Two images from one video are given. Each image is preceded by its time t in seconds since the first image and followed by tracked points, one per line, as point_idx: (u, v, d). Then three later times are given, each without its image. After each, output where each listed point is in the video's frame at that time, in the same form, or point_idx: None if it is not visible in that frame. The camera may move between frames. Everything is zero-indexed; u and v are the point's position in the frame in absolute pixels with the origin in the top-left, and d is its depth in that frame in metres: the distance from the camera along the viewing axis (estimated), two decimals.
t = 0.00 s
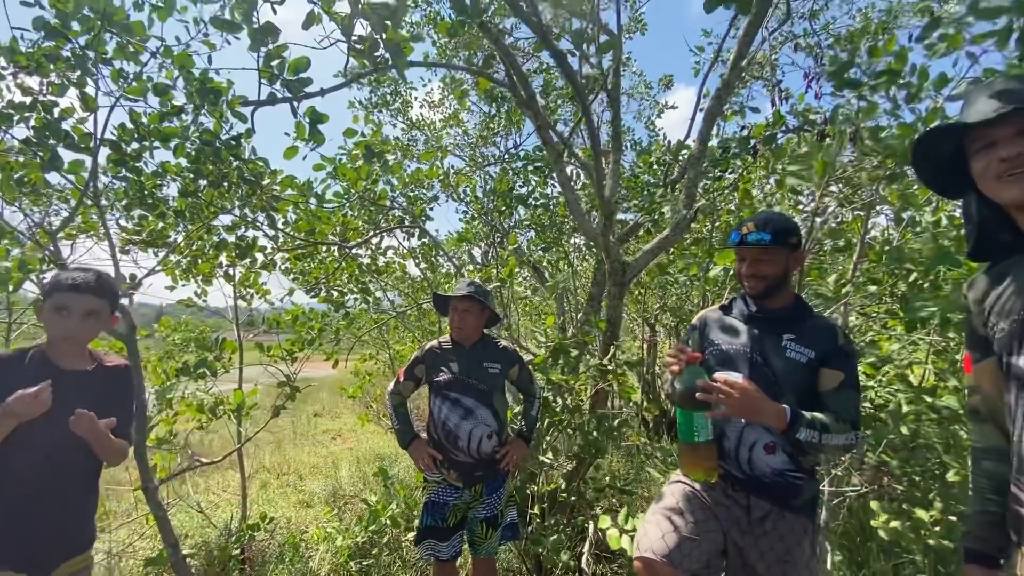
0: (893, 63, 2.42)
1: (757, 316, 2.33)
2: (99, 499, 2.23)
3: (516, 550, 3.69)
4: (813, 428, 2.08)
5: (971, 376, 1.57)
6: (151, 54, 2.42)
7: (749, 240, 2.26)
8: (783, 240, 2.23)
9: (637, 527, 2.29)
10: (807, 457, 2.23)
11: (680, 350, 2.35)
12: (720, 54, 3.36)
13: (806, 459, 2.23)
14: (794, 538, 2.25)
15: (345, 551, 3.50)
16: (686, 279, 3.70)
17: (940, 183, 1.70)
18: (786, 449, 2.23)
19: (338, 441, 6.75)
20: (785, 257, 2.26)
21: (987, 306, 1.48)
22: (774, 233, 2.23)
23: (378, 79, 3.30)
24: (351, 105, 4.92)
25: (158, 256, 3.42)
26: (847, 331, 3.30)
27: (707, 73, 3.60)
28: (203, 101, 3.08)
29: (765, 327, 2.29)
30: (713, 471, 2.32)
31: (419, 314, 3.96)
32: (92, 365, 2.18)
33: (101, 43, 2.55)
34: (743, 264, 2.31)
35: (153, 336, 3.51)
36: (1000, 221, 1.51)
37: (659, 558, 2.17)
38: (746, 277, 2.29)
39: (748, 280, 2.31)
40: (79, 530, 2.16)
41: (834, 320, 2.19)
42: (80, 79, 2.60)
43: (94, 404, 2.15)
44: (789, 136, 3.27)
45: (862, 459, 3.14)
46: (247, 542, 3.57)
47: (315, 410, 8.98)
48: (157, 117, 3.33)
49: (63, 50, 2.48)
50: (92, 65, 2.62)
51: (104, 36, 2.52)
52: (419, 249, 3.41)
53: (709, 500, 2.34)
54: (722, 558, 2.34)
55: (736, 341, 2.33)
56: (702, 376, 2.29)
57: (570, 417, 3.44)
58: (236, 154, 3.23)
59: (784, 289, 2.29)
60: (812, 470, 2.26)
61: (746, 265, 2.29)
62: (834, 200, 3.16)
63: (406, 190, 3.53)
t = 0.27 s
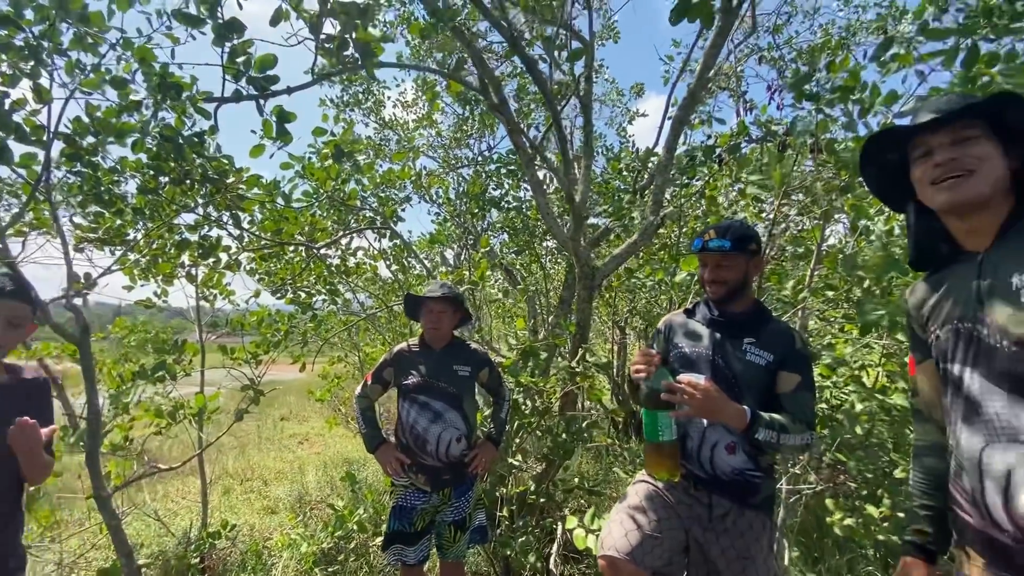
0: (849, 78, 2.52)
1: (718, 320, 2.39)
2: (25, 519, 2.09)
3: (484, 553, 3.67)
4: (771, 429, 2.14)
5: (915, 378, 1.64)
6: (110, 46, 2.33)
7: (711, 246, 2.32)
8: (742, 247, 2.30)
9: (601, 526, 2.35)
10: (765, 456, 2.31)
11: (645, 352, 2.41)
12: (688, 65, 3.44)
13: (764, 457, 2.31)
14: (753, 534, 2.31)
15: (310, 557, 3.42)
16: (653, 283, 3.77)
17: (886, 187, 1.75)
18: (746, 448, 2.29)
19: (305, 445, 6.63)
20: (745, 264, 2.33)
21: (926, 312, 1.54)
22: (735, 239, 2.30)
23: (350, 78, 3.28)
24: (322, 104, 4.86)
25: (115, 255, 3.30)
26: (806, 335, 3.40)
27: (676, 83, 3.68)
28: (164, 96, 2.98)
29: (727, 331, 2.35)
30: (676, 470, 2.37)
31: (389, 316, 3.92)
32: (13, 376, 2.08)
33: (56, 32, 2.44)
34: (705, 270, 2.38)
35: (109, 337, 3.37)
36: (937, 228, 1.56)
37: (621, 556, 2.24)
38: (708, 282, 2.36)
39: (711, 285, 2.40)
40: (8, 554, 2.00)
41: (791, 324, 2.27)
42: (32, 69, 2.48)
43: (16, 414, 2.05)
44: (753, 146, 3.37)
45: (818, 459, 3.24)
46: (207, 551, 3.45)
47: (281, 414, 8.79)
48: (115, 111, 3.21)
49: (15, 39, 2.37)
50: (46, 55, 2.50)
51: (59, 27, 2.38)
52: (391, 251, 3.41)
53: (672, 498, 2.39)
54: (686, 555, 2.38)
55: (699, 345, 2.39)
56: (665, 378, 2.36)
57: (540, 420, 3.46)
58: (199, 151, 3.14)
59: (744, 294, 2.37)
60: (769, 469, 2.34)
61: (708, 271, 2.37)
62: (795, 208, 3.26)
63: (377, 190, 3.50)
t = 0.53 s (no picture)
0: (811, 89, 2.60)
1: (685, 323, 2.44)
2: None
3: (455, 556, 3.65)
4: (734, 429, 2.19)
5: (855, 375, 1.56)
6: (68, 35, 2.22)
7: (680, 250, 2.37)
8: (711, 252, 2.36)
9: (572, 528, 2.40)
10: (729, 455, 2.36)
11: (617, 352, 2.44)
12: (660, 72, 3.49)
13: (727, 457, 2.36)
14: (716, 531, 2.36)
15: (276, 564, 3.34)
16: (625, 286, 3.82)
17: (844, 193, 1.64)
18: (711, 448, 2.34)
19: (273, 449, 6.49)
20: (713, 268, 2.39)
21: (877, 314, 1.47)
22: (701, 244, 2.36)
23: (323, 75, 3.23)
24: (295, 100, 4.78)
25: (72, 252, 3.16)
26: (771, 338, 3.49)
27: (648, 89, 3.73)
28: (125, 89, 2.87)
29: (694, 334, 2.40)
30: (644, 470, 2.37)
31: (361, 317, 3.87)
32: None
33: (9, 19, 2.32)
34: (674, 273, 2.43)
35: (63, 338, 3.24)
36: (888, 233, 1.49)
37: (592, 557, 2.28)
38: (676, 285, 2.41)
39: (678, 289, 2.44)
40: None
41: (753, 329, 2.33)
42: None
43: None
44: (723, 153, 3.44)
45: (781, 458, 3.32)
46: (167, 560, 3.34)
47: (248, 418, 8.59)
48: (72, 103, 3.08)
49: None
50: None
51: (13, 13, 2.27)
52: (363, 251, 3.38)
53: (640, 498, 2.41)
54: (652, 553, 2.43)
55: (667, 347, 2.44)
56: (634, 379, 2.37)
57: (510, 420, 3.38)
58: (162, 146, 3.03)
59: (710, 298, 2.42)
60: (732, 467, 2.39)
61: (677, 275, 2.42)
62: (760, 214, 3.35)
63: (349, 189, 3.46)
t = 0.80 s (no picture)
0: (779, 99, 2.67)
1: (656, 324, 2.47)
2: None
3: (429, 559, 3.61)
4: (704, 428, 2.22)
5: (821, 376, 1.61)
6: (28, 22, 2.12)
7: (653, 252, 2.40)
8: (683, 254, 2.39)
9: (545, 529, 2.42)
10: (698, 455, 2.39)
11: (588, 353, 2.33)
12: (636, 77, 3.53)
13: (696, 456, 2.40)
14: (685, 529, 2.39)
15: (245, 570, 3.25)
16: (600, 288, 3.85)
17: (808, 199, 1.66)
18: (680, 447, 2.37)
19: (243, 452, 6.35)
20: (684, 270, 2.42)
21: (842, 319, 1.51)
22: (672, 246, 2.39)
23: (299, 71, 3.21)
24: (269, 95, 4.70)
25: (30, 249, 3.02)
26: (742, 339, 3.55)
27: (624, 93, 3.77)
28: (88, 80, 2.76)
29: (665, 335, 2.43)
30: (616, 470, 2.39)
31: (335, 317, 3.81)
32: None
33: None
34: (648, 274, 2.45)
35: (20, 338, 3.10)
36: (850, 235, 1.53)
37: (564, 557, 2.31)
38: (649, 286, 2.43)
39: (651, 289, 2.47)
40: None
41: (721, 330, 2.38)
42: None
43: None
44: (696, 157, 3.50)
45: (750, 457, 3.39)
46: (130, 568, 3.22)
47: (217, 419, 8.39)
48: (31, 93, 2.95)
49: None
50: None
51: None
52: (338, 250, 3.35)
53: (611, 498, 2.44)
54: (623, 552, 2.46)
55: (639, 348, 2.47)
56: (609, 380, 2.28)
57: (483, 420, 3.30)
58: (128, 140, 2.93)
59: (680, 299, 2.46)
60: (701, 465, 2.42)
61: (649, 276, 2.44)
62: (732, 218, 3.42)
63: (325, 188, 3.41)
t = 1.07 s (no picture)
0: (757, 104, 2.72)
1: (634, 324, 2.49)
2: None
3: (407, 560, 3.58)
4: (680, 427, 2.24)
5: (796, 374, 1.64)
6: None
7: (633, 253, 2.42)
8: (660, 256, 2.42)
9: (522, 528, 2.39)
10: (673, 453, 2.41)
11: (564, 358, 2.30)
12: (618, 80, 3.56)
13: (671, 453, 2.41)
14: (660, 526, 2.41)
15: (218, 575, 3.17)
16: (581, 289, 3.87)
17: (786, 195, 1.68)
18: (656, 446, 2.39)
19: (217, 454, 6.23)
20: (662, 271, 2.45)
21: (814, 318, 1.54)
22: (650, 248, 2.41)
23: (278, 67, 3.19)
24: (247, 90, 4.63)
25: None
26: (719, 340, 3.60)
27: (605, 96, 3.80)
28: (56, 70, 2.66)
29: (642, 335, 2.46)
30: (593, 470, 2.40)
31: (314, 317, 3.76)
32: None
33: None
34: (626, 275, 2.47)
35: None
36: (824, 235, 1.56)
37: (540, 557, 2.29)
38: (628, 287, 2.44)
39: (630, 290, 2.48)
40: None
41: (697, 330, 2.42)
42: None
43: None
44: (676, 160, 3.54)
45: (726, 456, 3.44)
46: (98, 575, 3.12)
47: (190, 421, 8.22)
48: None
49: None
50: None
51: None
52: (317, 249, 3.31)
53: (588, 497, 2.43)
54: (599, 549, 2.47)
55: (617, 348, 2.49)
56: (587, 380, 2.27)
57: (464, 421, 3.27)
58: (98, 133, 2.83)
59: (657, 301, 2.49)
60: (676, 463, 2.44)
61: (628, 277, 2.46)
62: (710, 220, 3.47)
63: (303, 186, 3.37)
